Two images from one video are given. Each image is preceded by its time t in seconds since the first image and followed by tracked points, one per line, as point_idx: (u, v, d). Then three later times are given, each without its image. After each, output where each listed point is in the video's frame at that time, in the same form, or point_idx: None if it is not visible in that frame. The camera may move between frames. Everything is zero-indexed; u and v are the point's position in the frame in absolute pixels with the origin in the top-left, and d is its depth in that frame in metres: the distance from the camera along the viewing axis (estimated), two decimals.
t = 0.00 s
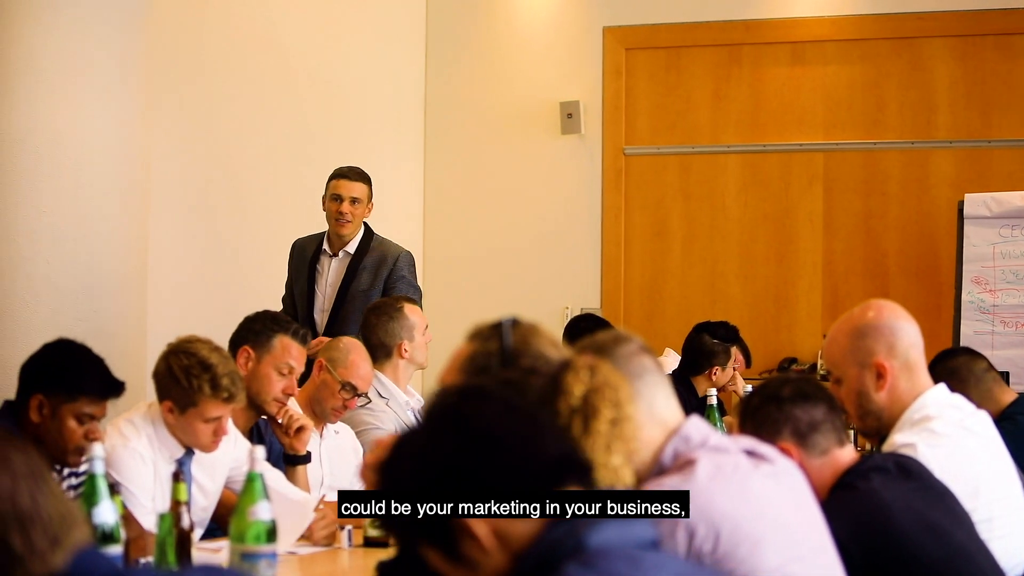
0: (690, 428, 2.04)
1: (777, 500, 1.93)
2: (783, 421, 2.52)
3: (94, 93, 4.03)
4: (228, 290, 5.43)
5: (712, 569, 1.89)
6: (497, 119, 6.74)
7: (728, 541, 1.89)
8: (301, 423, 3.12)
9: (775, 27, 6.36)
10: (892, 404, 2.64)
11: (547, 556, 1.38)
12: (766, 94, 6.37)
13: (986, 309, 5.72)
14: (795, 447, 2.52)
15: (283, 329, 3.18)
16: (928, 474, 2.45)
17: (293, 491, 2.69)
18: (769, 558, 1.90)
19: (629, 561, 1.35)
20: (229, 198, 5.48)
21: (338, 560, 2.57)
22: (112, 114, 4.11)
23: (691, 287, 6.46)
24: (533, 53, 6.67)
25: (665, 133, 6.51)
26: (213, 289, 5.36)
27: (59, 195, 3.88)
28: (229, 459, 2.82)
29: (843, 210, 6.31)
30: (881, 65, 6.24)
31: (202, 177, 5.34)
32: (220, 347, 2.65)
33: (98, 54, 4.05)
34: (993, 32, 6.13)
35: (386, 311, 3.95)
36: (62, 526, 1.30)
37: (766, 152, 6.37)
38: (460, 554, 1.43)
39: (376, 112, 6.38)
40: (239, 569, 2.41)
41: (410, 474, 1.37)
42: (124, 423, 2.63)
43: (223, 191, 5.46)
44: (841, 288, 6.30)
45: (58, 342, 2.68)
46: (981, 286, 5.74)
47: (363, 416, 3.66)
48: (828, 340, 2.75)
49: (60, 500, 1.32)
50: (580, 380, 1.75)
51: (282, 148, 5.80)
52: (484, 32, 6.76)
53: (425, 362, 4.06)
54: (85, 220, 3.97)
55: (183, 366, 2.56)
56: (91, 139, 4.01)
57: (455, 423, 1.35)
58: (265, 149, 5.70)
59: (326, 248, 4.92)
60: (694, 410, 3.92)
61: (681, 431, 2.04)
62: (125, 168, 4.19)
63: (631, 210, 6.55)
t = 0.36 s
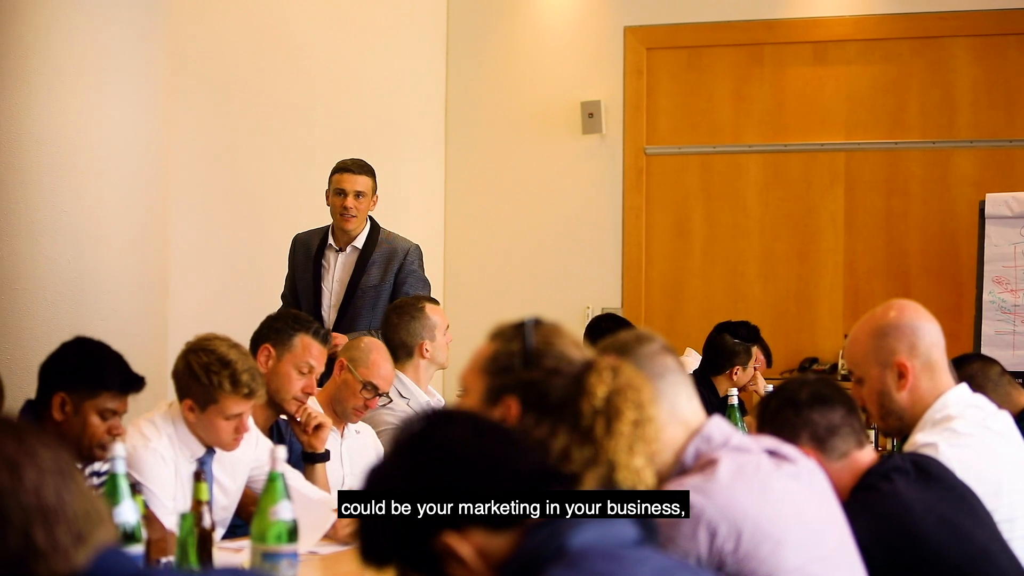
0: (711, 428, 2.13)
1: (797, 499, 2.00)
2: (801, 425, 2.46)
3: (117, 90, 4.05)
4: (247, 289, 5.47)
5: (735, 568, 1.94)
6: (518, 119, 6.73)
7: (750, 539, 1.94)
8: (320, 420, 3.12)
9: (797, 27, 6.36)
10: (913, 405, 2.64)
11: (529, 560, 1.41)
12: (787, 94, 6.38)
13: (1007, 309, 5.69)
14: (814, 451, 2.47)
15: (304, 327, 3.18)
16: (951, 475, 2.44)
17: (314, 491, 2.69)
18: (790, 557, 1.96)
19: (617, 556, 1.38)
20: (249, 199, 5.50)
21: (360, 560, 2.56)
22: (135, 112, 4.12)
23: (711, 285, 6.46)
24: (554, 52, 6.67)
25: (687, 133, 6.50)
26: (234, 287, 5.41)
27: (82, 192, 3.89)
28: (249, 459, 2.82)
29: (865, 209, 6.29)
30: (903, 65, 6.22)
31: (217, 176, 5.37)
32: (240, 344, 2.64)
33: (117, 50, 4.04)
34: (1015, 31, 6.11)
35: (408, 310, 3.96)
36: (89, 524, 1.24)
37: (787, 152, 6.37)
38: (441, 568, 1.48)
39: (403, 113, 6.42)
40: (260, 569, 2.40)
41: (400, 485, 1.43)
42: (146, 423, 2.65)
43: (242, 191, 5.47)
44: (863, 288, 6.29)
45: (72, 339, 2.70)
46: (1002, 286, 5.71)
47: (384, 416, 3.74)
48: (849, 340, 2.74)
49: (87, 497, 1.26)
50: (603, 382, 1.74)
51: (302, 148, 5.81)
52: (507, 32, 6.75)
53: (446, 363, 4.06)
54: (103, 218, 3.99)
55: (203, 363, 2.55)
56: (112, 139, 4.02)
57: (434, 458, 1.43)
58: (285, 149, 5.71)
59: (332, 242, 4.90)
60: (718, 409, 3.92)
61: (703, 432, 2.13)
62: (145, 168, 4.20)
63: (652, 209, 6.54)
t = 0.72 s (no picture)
0: (729, 428, 2.19)
1: (814, 500, 2.10)
2: (822, 425, 2.47)
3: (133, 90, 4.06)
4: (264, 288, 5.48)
5: (752, 568, 2.05)
6: (535, 120, 6.74)
7: (768, 540, 2.05)
8: (337, 419, 3.12)
9: (815, 27, 6.35)
10: (932, 404, 2.63)
11: (531, 561, 1.48)
12: (805, 94, 6.37)
13: None
14: (835, 451, 2.48)
15: (320, 326, 3.19)
16: (971, 473, 2.44)
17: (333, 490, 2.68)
18: (808, 558, 2.06)
19: (616, 556, 1.45)
20: (267, 200, 5.52)
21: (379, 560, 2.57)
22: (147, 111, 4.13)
23: (729, 285, 6.47)
24: (571, 52, 6.67)
25: (704, 133, 6.50)
26: (252, 286, 5.44)
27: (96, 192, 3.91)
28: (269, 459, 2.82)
29: (882, 209, 6.28)
30: (921, 64, 6.21)
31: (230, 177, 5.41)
32: (258, 346, 2.65)
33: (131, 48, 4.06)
34: None
35: (425, 310, 3.96)
36: (97, 525, 1.22)
37: (805, 152, 6.37)
38: None
39: (424, 115, 6.41)
40: (279, 569, 2.40)
41: (400, 485, 1.48)
42: (164, 423, 2.64)
43: (258, 192, 5.48)
44: (880, 288, 6.28)
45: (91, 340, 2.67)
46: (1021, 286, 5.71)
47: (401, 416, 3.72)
48: (867, 340, 2.73)
49: (101, 499, 1.24)
50: (623, 382, 1.74)
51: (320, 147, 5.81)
52: (525, 33, 6.75)
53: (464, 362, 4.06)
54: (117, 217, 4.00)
55: (223, 365, 2.56)
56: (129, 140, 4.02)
57: (419, 462, 1.50)
58: (302, 149, 5.70)
59: (325, 245, 4.79)
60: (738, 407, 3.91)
61: (720, 432, 2.19)
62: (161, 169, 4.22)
63: (670, 209, 6.54)
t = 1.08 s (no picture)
0: (762, 428, 2.30)
1: (847, 499, 2.18)
2: (857, 425, 2.54)
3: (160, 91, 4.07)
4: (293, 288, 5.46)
5: (784, 568, 2.13)
6: (567, 119, 6.67)
7: (800, 541, 2.12)
8: (374, 419, 3.17)
9: (846, 27, 6.32)
10: (964, 405, 2.62)
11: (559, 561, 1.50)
12: (836, 93, 6.34)
13: None
14: (871, 451, 2.54)
15: (356, 328, 3.22)
16: (1005, 473, 2.43)
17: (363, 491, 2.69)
18: (840, 558, 2.13)
19: (647, 557, 1.46)
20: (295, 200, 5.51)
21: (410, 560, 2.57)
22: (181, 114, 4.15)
23: (760, 286, 6.43)
24: (598, 52, 6.61)
25: (734, 133, 6.46)
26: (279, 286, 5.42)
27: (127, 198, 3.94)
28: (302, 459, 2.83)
29: (914, 210, 6.26)
30: (953, 64, 6.19)
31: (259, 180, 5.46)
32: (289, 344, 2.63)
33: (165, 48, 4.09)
34: None
35: (457, 310, 4.04)
36: (123, 525, 1.19)
37: (835, 152, 6.34)
38: None
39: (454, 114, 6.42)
40: (311, 569, 2.41)
41: (418, 486, 1.51)
42: (196, 424, 2.65)
43: (286, 193, 5.50)
44: (912, 288, 6.25)
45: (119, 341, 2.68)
46: None
47: (433, 416, 3.75)
48: (898, 340, 2.71)
49: (125, 499, 1.21)
50: (650, 381, 1.73)
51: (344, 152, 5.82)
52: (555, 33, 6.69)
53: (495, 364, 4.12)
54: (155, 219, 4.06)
55: (256, 366, 2.57)
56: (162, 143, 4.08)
57: (448, 467, 1.51)
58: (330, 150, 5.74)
59: (303, 244, 4.49)
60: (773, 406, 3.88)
61: (754, 431, 2.29)
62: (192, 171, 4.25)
63: (701, 208, 6.50)
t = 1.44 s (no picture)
0: (804, 428, 2.34)
1: (888, 499, 2.22)
2: (899, 424, 2.53)
3: (196, 101, 4.41)
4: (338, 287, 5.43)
5: (826, 567, 2.17)
6: (605, 121, 6.52)
7: (841, 541, 2.17)
8: (414, 420, 3.21)
9: (887, 27, 6.16)
10: (1007, 405, 2.61)
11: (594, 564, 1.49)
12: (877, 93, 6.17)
13: None
14: (913, 451, 2.53)
15: (397, 328, 3.27)
16: None
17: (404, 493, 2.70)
18: (882, 559, 2.18)
19: (683, 556, 1.45)
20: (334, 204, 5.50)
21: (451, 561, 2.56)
22: (228, 128, 4.52)
23: (802, 284, 6.26)
24: (637, 55, 6.46)
25: (775, 133, 6.30)
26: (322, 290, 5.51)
27: (181, 204, 4.37)
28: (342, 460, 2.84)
29: (954, 210, 6.07)
30: (993, 64, 6.02)
31: (296, 185, 5.47)
32: (337, 346, 2.66)
33: (200, 64, 4.43)
34: None
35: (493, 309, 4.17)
36: (166, 524, 1.25)
37: (877, 152, 6.17)
38: None
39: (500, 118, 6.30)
40: (352, 569, 2.41)
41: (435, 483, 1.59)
42: (238, 423, 2.66)
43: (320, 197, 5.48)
44: (953, 290, 6.07)
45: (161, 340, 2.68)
46: None
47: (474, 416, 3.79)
48: (940, 340, 2.71)
49: (168, 499, 1.28)
50: (690, 381, 1.77)
51: (377, 156, 5.82)
52: (594, 33, 6.54)
53: (536, 367, 4.20)
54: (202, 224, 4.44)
55: (305, 366, 2.58)
56: (199, 154, 4.42)
57: (482, 470, 1.55)
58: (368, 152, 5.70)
59: (308, 241, 4.38)
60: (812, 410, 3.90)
61: (797, 432, 2.34)
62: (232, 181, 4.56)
63: (741, 209, 6.33)
